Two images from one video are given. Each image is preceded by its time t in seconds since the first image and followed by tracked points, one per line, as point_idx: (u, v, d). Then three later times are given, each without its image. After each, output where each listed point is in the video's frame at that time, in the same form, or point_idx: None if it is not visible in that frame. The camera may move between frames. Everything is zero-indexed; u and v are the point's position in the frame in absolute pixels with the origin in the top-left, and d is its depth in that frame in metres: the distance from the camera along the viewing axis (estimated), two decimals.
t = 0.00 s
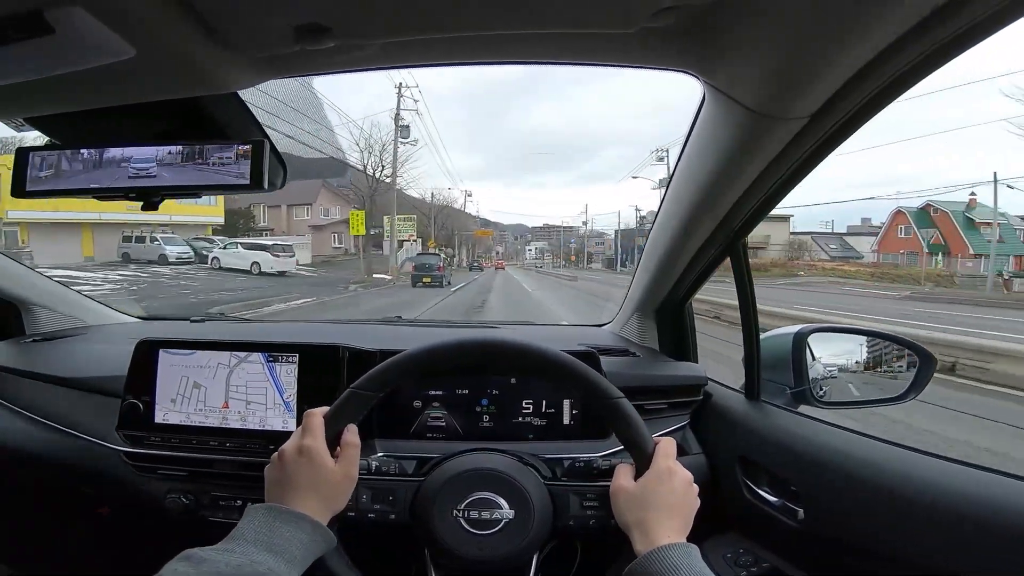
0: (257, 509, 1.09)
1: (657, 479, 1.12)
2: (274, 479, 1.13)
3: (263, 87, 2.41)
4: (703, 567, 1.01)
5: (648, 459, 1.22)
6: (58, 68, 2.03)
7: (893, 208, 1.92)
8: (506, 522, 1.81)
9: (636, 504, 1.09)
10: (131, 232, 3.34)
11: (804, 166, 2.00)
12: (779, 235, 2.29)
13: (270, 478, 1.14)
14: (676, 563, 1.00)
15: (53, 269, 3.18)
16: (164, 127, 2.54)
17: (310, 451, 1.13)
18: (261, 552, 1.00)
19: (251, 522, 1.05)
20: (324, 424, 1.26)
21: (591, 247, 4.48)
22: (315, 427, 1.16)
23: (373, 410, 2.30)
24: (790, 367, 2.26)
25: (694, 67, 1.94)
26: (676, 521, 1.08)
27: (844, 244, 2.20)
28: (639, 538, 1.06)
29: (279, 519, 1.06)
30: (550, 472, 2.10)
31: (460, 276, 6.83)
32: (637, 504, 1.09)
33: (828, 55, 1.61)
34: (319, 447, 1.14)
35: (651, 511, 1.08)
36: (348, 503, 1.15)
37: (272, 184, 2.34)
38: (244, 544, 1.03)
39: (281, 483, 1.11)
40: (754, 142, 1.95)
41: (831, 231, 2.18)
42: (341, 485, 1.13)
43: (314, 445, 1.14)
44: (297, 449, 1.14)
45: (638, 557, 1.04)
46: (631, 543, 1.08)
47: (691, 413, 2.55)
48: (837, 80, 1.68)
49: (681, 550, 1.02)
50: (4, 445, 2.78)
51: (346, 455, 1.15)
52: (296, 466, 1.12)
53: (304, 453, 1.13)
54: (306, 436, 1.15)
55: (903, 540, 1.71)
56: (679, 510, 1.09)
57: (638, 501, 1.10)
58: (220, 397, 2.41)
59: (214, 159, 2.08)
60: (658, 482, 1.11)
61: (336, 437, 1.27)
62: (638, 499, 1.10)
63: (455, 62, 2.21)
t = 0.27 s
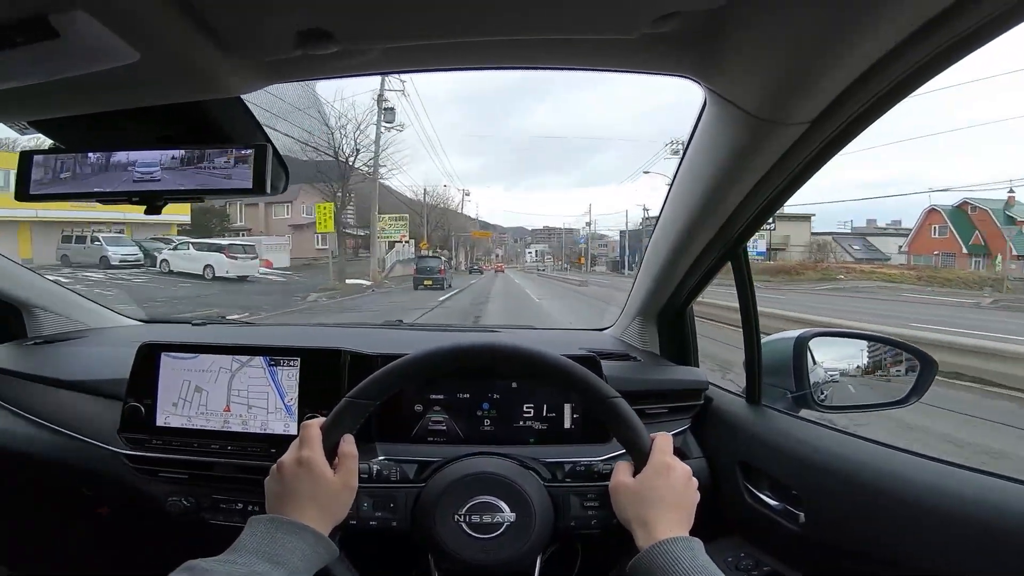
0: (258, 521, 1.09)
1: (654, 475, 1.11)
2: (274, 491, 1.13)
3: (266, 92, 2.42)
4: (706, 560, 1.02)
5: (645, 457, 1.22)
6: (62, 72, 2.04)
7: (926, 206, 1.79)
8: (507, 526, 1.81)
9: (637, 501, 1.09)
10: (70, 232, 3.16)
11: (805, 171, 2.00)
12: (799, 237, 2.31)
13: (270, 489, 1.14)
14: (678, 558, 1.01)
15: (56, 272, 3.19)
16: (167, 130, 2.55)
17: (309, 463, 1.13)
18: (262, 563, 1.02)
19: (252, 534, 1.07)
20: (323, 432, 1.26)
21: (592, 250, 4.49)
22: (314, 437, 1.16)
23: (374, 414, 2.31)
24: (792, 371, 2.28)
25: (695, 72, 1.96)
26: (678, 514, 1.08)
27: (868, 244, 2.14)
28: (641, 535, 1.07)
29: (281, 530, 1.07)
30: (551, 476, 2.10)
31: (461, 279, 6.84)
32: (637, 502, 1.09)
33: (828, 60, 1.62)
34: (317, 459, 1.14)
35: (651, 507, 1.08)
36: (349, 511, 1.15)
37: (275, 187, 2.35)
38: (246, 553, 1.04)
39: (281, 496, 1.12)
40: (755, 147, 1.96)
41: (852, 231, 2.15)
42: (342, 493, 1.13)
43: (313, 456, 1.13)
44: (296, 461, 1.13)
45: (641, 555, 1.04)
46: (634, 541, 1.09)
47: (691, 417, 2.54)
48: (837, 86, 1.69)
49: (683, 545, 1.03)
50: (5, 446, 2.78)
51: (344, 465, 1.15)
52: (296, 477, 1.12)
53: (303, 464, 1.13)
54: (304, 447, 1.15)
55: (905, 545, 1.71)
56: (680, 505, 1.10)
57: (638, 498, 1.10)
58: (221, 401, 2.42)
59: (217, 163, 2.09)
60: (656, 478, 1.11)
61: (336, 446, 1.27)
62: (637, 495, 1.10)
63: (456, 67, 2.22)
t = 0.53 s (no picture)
0: (256, 522, 1.08)
1: (656, 473, 1.10)
2: (272, 491, 1.12)
3: (265, 90, 2.41)
4: (708, 561, 1.01)
5: (646, 456, 1.20)
6: (60, 69, 2.03)
7: (967, 203, 1.63)
8: (507, 525, 1.79)
9: (639, 501, 1.08)
10: None
11: (806, 168, 1.99)
12: (825, 237, 2.10)
13: (267, 489, 1.12)
14: (680, 559, 1.00)
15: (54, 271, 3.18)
16: (165, 128, 2.54)
17: (306, 463, 1.12)
18: (261, 563, 1.01)
19: (251, 534, 1.06)
20: (320, 432, 1.25)
21: (592, 250, 4.47)
22: (311, 437, 1.14)
23: (373, 413, 2.29)
24: (793, 371, 2.27)
25: (695, 69, 1.95)
26: (680, 514, 1.07)
27: (896, 244, 1.90)
28: (642, 535, 1.05)
29: (280, 530, 1.06)
30: (551, 475, 2.09)
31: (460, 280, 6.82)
32: (639, 501, 1.08)
33: (829, 57, 1.61)
34: (315, 458, 1.13)
35: (653, 506, 1.07)
36: (347, 511, 1.14)
37: (273, 185, 2.34)
38: (244, 554, 1.03)
39: (279, 496, 1.10)
40: (755, 144, 1.95)
41: (879, 228, 1.93)
42: (340, 493, 1.11)
43: (309, 457, 1.12)
44: (293, 460, 1.12)
45: (643, 555, 1.03)
46: (636, 541, 1.08)
47: (692, 417, 2.53)
48: (838, 83, 1.69)
49: (686, 546, 1.02)
50: (4, 446, 2.77)
51: (342, 464, 1.14)
52: (293, 478, 1.10)
53: (301, 464, 1.11)
54: (302, 447, 1.14)
55: (907, 544, 1.69)
56: (682, 505, 1.08)
57: (640, 497, 1.08)
58: (219, 401, 2.40)
59: (215, 160, 2.08)
60: (658, 477, 1.10)
61: (333, 445, 1.26)
62: (640, 495, 1.09)
63: (456, 64, 2.21)
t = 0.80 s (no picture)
0: (257, 524, 1.09)
1: (654, 474, 1.11)
2: (272, 493, 1.12)
3: (264, 92, 2.42)
4: (705, 561, 1.01)
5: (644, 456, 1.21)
6: (59, 72, 2.03)
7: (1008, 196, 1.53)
8: (507, 526, 1.80)
9: (638, 501, 1.09)
10: None
11: (804, 169, 2.00)
12: (854, 233, 1.97)
13: (267, 491, 1.13)
14: (678, 559, 1.00)
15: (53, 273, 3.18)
16: (164, 131, 2.54)
17: (306, 466, 1.12)
18: (262, 566, 1.01)
19: (252, 537, 1.06)
20: (319, 434, 1.25)
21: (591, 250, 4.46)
22: (311, 441, 1.15)
23: (373, 415, 2.30)
24: (791, 370, 2.28)
25: (693, 70, 1.95)
26: (678, 514, 1.08)
27: (928, 241, 1.83)
28: (641, 535, 1.06)
29: (280, 533, 1.06)
30: (550, 476, 2.09)
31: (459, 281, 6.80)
32: (637, 501, 1.09)
33: (826, 58, 1.62)
34: (315, 461, 1.13)
35: (652, 506, 1.08)
36: (347, 515, 1.14)
37: (272, 188, 2.34)
38: (244, 558, 1.03)
39: (280, 499, 1.11)
40: (753, 146, 1.96)
41: (909, 225, 1.85)
42: (340, 497, 1.12)
43: (309, 460, 1.13)
44: (293, 463, 1.13)
45: (641, 555, 1.03)
46: (634, 541, 1.08)
47: (691, 417, 2.54)
48: (835, 84, 1.69)
49: (683, 546, 1.03)
50: (5, 448, 2.78)
51: (342, 467, 1.14)
52: (293, 481, 1.11)
53: (301, 467, 1.12)
54: (302, 450, 1.14)
55: (905, 545, 1.70)
56: (680, 505, 1.09)
57: (637, 498, 1.09)
58: (219, 402, 2.41)
59: (214, 163, 2.08)
60: (655, 477, 1.10)
61: (333, 448, 1.26)
62: (638, 496, 1.09)
63: (454, 66, 2.21)
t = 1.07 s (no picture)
0: (257, 529, 1.09)
1: (654, 473, 1.11)
2: (272, 497, 1.13)
3: (264, 95, 2.42)
4: (704, 561, 1.02)
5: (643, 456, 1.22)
6: (59, 75, 2.03)
7: None
8: (506, 528, 1.80)
9: (637, 500, 1.09)
10: None
11: (802, 171, 2.00)
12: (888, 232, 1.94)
13: (268, 495, 1.13)
14: (677, 558, 1.01)
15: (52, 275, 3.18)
16: (164, 133, 2.54)
17: (305, 470, 1.13)
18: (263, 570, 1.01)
19: (252, 541, 1.06)
20: (319, 438, 1.26)
21: (591, 252, 4.45)
22: (310, 445, 1.16)
23: (373, 417, 2.30)
24: (791, 372, 2.29)
25: (691, 74, 1.96)
26: (677, 513, 1.08)
27: (964, 239, 1.79)
28: (640, 534, 1.07)
29: (281, 537, 1.07)
30: (550, 477, 2.10)
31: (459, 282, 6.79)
32: (637, 501, 1.09)
33: (823, 62, 1.62)
34: (314, 465, 1.14)
35: (651, 505, 1.08)
36: (347, 519, 1.15)
37: (271, 191, 2.35)
38: (246, 562, 1.03)
39: (280, 502, 1.11)
40: (751, 148, 1.96)
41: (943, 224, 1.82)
42: (340, 501, 1.12)
43: (309, 464, 1.13)
44: (293, 468, 1.13)
45: (641, 554, 1.04)
46: (633, 541, 1.09)
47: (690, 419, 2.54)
48: (832, 87, 1.69)
49: (683, 544, 1.03)
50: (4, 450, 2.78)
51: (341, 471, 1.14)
52: (293, 485, 1.11)
53: (300, 471, 1.13)
54: (301, 454, 1.15)
55: (904, 547, 1.70)
56: (680, 505, 1.09)
57: (636, 497, 1.10)
58: (219, 405, 2.41)
59: (214, 166, 2.08)
60: (654, 477, 1.11)
61: (333, 450, 1.27)
62: (637, 496, 1.10)
63: (454, 69, 2.21)
